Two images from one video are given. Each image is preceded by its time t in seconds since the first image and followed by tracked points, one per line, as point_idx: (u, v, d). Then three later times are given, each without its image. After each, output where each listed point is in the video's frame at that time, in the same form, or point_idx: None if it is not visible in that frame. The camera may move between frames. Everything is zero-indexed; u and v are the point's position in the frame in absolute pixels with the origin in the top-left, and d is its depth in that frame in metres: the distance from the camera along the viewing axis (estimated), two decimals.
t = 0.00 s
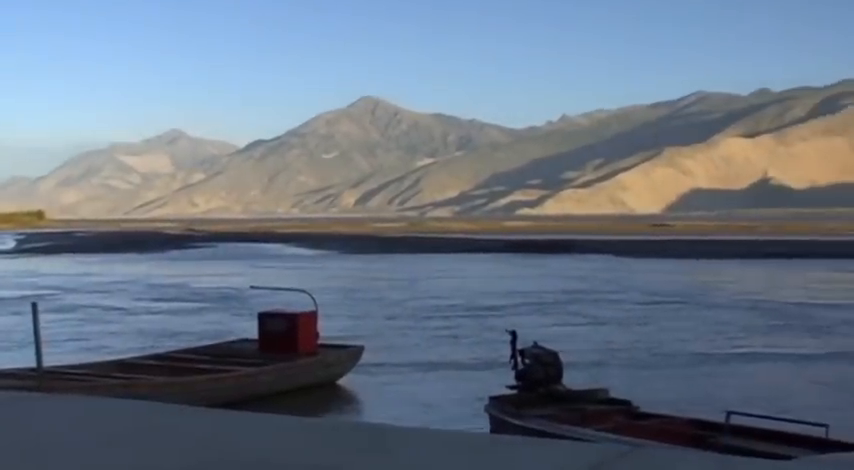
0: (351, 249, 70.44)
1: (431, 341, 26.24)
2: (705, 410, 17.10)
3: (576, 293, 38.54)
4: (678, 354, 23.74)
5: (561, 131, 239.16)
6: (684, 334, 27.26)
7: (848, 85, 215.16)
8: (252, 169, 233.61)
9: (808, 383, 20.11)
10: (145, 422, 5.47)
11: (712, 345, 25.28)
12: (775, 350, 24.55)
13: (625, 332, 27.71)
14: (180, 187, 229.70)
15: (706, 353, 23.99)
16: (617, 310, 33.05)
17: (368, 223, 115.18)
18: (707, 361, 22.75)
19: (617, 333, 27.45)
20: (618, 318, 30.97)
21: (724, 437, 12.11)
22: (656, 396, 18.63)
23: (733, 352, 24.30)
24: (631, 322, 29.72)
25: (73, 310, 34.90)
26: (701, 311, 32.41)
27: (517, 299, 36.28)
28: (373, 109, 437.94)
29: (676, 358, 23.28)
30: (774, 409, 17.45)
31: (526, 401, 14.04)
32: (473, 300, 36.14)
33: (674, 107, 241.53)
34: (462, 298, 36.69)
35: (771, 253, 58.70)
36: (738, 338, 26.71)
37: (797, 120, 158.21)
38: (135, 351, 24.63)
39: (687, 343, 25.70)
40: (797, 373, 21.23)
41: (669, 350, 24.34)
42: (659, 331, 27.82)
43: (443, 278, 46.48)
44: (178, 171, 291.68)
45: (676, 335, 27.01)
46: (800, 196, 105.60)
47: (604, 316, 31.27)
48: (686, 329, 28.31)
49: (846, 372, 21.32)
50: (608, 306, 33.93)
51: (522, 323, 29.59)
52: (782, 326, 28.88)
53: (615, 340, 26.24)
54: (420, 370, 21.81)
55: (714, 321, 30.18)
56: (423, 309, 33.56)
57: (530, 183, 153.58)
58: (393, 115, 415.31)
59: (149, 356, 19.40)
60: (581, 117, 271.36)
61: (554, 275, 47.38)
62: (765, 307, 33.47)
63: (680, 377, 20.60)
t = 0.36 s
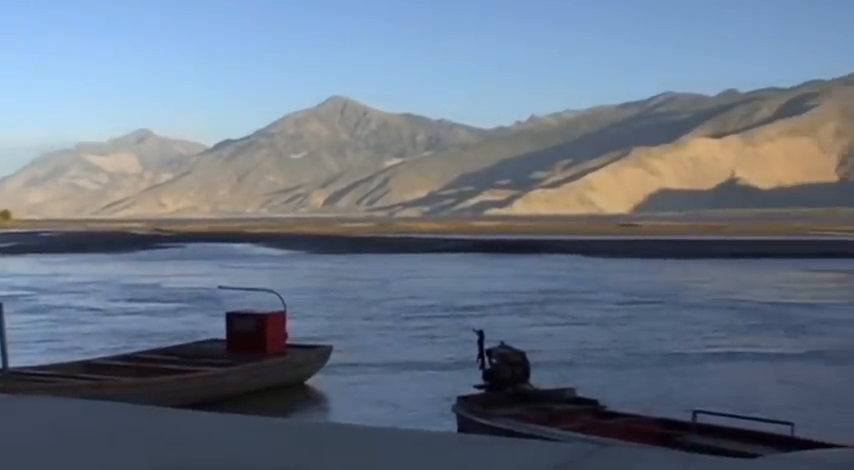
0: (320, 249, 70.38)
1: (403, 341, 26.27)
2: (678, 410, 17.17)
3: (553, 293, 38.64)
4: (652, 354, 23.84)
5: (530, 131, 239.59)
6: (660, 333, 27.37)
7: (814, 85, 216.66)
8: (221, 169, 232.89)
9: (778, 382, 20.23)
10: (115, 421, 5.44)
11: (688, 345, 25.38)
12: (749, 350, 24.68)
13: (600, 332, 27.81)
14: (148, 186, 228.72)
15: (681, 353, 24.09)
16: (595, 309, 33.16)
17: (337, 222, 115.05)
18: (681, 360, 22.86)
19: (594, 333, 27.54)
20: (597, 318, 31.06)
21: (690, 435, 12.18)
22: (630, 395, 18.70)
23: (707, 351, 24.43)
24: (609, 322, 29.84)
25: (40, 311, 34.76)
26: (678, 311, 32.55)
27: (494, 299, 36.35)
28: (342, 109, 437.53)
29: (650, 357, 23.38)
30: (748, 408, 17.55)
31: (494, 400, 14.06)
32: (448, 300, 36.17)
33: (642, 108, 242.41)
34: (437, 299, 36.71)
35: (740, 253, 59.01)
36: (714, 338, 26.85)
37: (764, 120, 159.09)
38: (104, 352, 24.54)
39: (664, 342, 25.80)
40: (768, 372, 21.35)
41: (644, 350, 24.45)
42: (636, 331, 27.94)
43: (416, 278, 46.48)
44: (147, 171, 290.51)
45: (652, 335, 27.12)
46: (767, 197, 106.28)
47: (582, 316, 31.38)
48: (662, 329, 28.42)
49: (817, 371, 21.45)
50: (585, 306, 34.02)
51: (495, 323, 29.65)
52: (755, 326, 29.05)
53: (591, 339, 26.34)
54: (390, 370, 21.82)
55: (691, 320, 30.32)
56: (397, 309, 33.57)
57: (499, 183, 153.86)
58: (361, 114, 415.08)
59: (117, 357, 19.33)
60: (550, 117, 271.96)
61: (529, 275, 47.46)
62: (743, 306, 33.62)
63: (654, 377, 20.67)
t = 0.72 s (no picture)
0: (291, 247, 70.37)
1: (377, 339, 26.30)
2: (653, 408, 17.23)
3: (531, 291, 38.71)
4: (628, 351, 23.92)
5: (500, 129, 239.96)
6: (637, 331, 27.45)
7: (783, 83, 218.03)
8: (190, 168, 232.05)
9: (750, 379, 20.33)
10: (82, 418, 5.41)
11: (666, 343, 25.46)
12: (726, 348, 24.78)
13: (580, 330, 27.88)
14: (117, 185, 227.59)
15: (657, 350, 24.20)
16: (573, 308, 33.25)
17: (306, 221, 114.99)
18: (657, 358, 22.93)
19: (571, 331, 27.60)
20: (577, 316, 31.10)
21: (659, 434, 12.24)
22: (608, 393, 18.74)
23: (684, 348, 24.53)
24: (586, 320, 29.93)
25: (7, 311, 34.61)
26: (656, 309, 32.68)
27: (471, 297, 36.39)
28: (312, 108, 436.94)
29: (625, 355, 23.46)
30: (723, 405, 17.65)
31: (463, 399, 14.10)
32: (427, 298, 36.25)
33: (611, 107, 243.26)
34: (417, 297, 36.76)
35: (711, 250, 59.32)
36: (692, 335, 26.95)
37: (732, 119, 159.94)
38: (74, 352, 24.49)
39: (643, 340, 25.90)
40: (740, 369, 21.49)
41: (622, 348, 24.55)
42: (615, 329, 28.04)
43: (390, 276, 46.57)
44: (116, 170, 289.14)
45: (628, 332, 27.19)
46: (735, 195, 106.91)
47: (560, 314, 31.45)
48: (640, 326, 28.52)
49: (789, 368, 21.58)
50: (565, 304, 34.12)
51: (469, 321, 29.69)
52: (731, 323, 29.19)
53: (570, 338, 26.39)
54: (361, 369, 21.83)
55: (669, 318, 30.44)
56: (373, 308, 33.56)
57: (469, 181, 154.11)
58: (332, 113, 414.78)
59: (86, 357, 19.26)
60: (519, 115, 272.34)
61: (504, 273, 47.54)
62: (721, 304, 33.77)
63: (629, 374, 20.73)
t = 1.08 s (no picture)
0: (258, 244, 70.20)
1: (348, 336, 26.29)
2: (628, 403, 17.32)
3: (507, 287, 38.77)
4: (602, 347, 24.01)
5: (468, 126, 240.10)
6: (612, 327, 27.57)
7: (749, 80, 219.39)
8: (157, 164, 230.99)
9: (719, 374, 20.47)
10: (56, 418, 5.40)
11: (641, 338, 25.56)
12: (701, 342, 24.92)
13: (558, 326, 27.97)
14: (83, 182, 226.29)
15: (631, 346, 24.29)
16: (548, 303, 33.32)
17: (274, 217, 114.93)
18: (631, 354, 23.03)
19: (548, 327, 27.68)
20: (555, 312, 31.20)
21: (626, 428, 12.30)
22: (582, 388, 18.82)
23: (658, 344, 24.64)
24: (564, 316, 30.04)
25: None
26: (633, 304, 32.79)
27: (448, 294, 36.41)
28: (280, 104, 435.89)
29: (598, 350, 23.56)
30: (696, 400, 17.77)
31: (431, 395, 14.11)
32: (402, 295, 36.26)
33: (579, 103, 243.83)
34: (394, 293, 36.77)
35: (679, 246, 59.61)
36: (668, 331, 27.07)
37: (700, 115, 160.67)
38: (40, 351, 24.34)
39: (620, 335, 26.01)
40: (711, 364, 21.63)
41: (600, 343, 24.64)
42: (594, 325, 28.13)
43: (361, 273, 46.58)
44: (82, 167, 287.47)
45: (602, 329, 27.30)
46: (702, 192, 107.54)
47: (538, 311, 31.52)
48: (615, 322, 28.68)
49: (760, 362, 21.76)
50: (542, 300, 34.20)
51: (443, 317, 29.77)
52: (705, 318, 29.38)
53: (546, 334, 26.45)
54: (331, 365, 21.84)
55: (647, 313, 30.55)
56: (345, 305, 33.53)
57: (438, 178, 154.28)
58: (300, 109, 414.03)
59: (53, 355, 19.16)
60: (487, 112, 272.72)
61: (477, 269, 47.60)
62: (699, 300, 33.91)
63: (603, 370, 20.84)
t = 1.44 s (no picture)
0: (224, 241, 70.08)
1: (315, 333, 26.29)
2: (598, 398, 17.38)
3: (480, 284, 38.78)
4: (574, 344, 24.06)
5: (433, 123, 240.06)
6: (583, 324, 27.63)
7: (713, 78, 220.59)
8: (123, 160, 229.92)
9: (686, 370, 20.56)
10: (27, 416, 5.41)
11: (614, 335, 25.63)
12: (676, 340, 24.99)
13: (535, 322, 28.03)
14: (47, 179, 224.96)
15: (604, 343, 24.35)
16: (521, 301, 33.34)
17: (240, 214, 114.86)
18: (602, 351, 23.08)
19: (524, 324, 27.74)
20: (532, 308, 31.29)
21: (590, 424, 12.36)
22: (554, 385, 18.86)
23: (631, 341, 24.69)
24: (540, 313, 30.07)
25: None
26: (609, 302, 32.83)
27: (422, 291, 36.41)
28: (246, 100, 434.72)
29: (569, 348, 23.59)
30: (667, 397, 17.81)
31: (394, 391, 14.12)
32: (376, 291, 36.24)
33: (545, 101, 244.30)
34: (369, 290, 36.76)
35: (644, 243, 59.82)
36: (643, 328, 27.14)
37: (665, 113, 161.41)
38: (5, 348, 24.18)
39: (596, 332, 26.07)
40: (683, 361, 21.70)
41: (574, 341, 24.73)
42: (571, 322, 28.22)
43: (329, 269, 46.58)
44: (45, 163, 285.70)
45: (574, 326, 27.34)
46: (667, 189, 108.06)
47: (514, 307, 31.57)
48: (587, 319, 28.73)
49: (731, 359, 21.83)
50: (518, 297, 34.26)
51: (411, 314, 29.76)
52: (677, 315, 29.47)
53: (522, 330, 26.52)
54: (297, 362, 21.80)
55: (622, 310, 30.61)
56: (315, 301, 33.53)
57: (404, 174, 154.41)
58: (266, 106, 412.93)
59: (16, 353, 19.00)
60: (454, 109, 273.09)
61: (446, 266, 47.58)
62: (675, 297, 34.00)
63: (572, 367, 20.90)
